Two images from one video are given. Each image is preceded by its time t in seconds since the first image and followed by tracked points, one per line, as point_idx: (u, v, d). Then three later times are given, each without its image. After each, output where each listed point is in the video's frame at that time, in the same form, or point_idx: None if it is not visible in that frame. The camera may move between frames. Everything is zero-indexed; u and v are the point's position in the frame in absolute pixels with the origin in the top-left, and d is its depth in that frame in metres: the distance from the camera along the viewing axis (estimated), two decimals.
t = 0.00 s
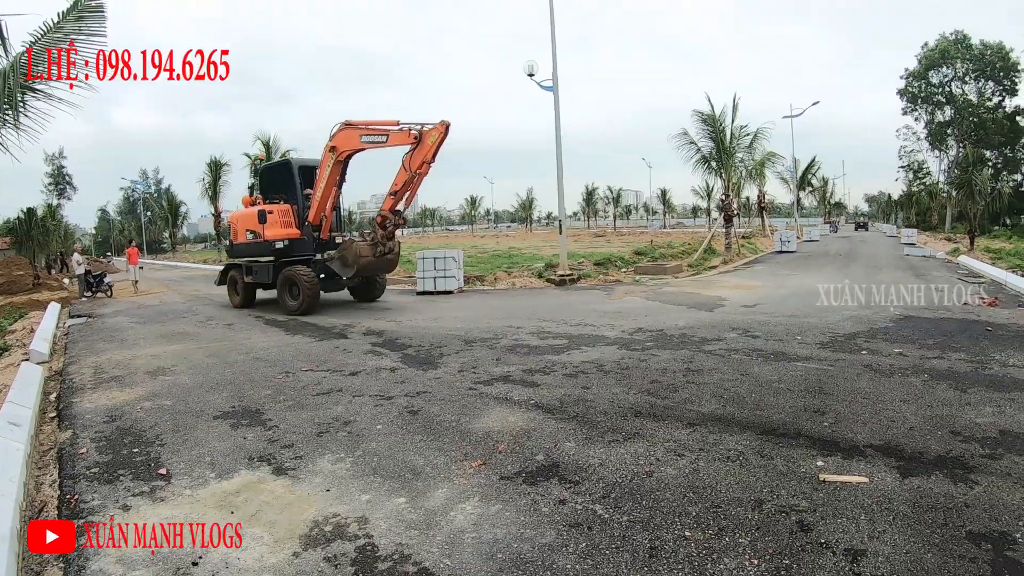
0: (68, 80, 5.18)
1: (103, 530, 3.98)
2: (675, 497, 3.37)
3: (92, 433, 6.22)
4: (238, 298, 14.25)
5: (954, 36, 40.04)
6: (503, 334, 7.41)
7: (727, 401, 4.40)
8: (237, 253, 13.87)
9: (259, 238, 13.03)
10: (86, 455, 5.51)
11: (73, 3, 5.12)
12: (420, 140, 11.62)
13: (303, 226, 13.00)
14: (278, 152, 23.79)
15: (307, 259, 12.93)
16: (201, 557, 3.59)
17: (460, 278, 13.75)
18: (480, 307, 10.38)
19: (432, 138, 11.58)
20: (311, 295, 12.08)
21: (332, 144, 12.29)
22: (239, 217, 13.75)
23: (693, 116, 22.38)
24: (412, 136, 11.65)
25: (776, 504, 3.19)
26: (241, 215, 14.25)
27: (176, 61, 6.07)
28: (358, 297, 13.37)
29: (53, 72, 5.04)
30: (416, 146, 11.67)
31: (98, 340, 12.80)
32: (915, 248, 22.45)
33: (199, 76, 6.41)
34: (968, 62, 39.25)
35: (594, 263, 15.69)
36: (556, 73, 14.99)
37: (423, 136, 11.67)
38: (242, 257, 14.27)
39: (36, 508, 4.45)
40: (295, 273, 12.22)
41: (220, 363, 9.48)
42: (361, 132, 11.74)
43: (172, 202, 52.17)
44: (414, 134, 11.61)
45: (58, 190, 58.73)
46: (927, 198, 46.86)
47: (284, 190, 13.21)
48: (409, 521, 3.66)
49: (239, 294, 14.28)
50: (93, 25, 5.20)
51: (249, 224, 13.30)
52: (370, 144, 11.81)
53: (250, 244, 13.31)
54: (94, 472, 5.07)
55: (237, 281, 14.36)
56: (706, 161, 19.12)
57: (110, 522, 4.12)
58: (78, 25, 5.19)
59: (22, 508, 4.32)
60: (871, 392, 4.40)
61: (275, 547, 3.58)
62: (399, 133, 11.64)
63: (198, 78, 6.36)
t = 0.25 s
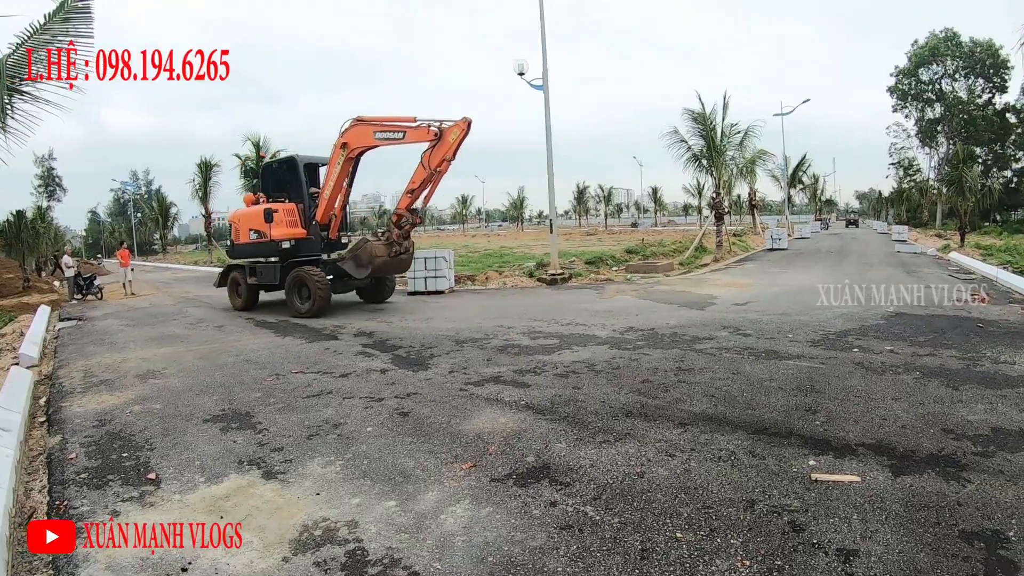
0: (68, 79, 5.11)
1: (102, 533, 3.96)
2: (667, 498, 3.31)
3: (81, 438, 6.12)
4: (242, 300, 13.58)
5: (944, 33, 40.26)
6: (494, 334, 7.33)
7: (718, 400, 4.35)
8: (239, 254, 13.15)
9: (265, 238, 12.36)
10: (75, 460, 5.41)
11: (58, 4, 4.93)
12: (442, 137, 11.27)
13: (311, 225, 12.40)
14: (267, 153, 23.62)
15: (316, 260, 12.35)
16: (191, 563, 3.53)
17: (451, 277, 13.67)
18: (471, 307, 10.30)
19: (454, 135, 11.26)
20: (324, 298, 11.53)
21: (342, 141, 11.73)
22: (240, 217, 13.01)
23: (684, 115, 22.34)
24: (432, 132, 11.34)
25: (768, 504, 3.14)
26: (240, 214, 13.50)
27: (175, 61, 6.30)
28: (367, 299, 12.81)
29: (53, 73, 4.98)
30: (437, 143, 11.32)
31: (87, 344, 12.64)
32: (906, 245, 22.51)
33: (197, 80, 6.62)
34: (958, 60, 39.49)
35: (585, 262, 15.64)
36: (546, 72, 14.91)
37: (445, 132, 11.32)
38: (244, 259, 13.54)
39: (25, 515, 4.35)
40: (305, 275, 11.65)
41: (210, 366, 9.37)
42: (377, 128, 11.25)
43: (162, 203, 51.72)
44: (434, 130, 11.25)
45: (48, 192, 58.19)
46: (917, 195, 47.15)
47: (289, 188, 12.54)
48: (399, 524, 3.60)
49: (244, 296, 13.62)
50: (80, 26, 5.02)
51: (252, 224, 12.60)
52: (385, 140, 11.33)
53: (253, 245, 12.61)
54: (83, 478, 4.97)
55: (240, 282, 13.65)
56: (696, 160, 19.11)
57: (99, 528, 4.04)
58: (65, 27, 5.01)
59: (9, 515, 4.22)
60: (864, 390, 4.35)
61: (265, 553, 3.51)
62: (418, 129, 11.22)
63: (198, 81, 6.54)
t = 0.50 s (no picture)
0: (66, 80, 4.95)
1: (101, 535, 3.97)
2: (658, 504, 3.23)
3: (69, 445, 6.01)
4: (247, 304, 12.96)
5: (936, 31, 40.43)
6: (485, 336, 7.25)
7: (711, 402, 4.27)
8: (243, 256, 12.56)
9: (274, 239, 11.84)
10: (62, 468, 5.31)
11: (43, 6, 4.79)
12: (466, 134, 10.91)
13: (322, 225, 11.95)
14: (258, 154, 23.45)
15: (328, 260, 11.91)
16: (176, 573, 3.45)
17: (443, 278, 13.58)
18: (463, 308, 10.21)
19: (479, 132, 10.87)
20: (342, 300, 11.01)
21: (355, 138, 11.31)
22: (243, 217, 12.41)
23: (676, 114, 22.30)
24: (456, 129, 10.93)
25: (760, 509, 3.07)
26: (241, 214, 12.87)
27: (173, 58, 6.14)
28: (380, 303, 12.29)
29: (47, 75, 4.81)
30: (460, 140, 10.96)
31: (77, 348, 12.48)
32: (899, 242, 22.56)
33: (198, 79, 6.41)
34: (949, 57, 39.65)
35: (578, 262, 15.58)
36: (536, 72, 14.84)
37: (469, 130, 10.95)
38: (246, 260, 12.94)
39: (10, 524, 4.26)
40: (322, 278, 11.14)
41: (200, 370, 9.25)
42: (396, 124, 10.88)
43: (153, 205, 51.31)
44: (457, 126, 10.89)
45: (39, 195, 57.73)
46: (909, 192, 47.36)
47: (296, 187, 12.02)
48: (387, 532, 3.52)
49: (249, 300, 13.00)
50: (66, 29, 4.86)
51: (259, 224, 12.05)
52: (404, 137, 10.95)
53: (260, 246, 12.08)
54: (70, 486, 4.87)
55: (243, 284, 13.03)
56: (689, 158, 19.09)
57: (86, 538, 3.95)
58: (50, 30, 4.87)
59: None
60: (857, 391, 4.29)
61: (251, 562, 3.42)
62: (440, 126, 10.86)
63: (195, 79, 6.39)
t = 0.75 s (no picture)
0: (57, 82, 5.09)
1: (101, 535, 3.98)
2: (643, 517, 3.11)
3: (52, 453, 5.86)
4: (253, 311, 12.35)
5: (931, 32, 40.52)
6: (475, 340, 7.10)
7: (701, 410, 4.13)
8: (248, 259, 11.99)
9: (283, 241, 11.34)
10: (44, 477, 5.17)
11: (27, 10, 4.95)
12: (489, 134, 10.60)
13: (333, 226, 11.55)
14: (252, 157, 23.30)
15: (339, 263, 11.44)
16: None
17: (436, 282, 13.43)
18: (455, 312, 10.07)
19: (503, 132, 10.55)
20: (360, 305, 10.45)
21: (370, 136, 10.97)
22: (249, 217, 11.88)
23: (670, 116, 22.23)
24: (478, 129, 10.61)
25: (749, 523, 2.95)
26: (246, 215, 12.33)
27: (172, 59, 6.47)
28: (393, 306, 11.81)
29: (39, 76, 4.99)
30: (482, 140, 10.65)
31: (66, 353, 12.31)
32: (895, 243, 22.50)
33: (198, 79, 6.71)
34: (945, 58, 39.70)
35: (572, 264, 15.46)
36: (529, 73, 14.73)
37: (493, 129, 10.61)
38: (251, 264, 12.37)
39: None
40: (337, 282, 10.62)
41: (188, 375, 9.10)
42: (413, 122, 10.54)
43: (148, 207, 51.06)
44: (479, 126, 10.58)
45: (34, 198, 57.46)
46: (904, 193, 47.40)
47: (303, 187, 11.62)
48: (365, 546, 3.39)
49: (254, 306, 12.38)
50: (49, 33, 5.02)
51: (266, 225, 11.54)
52: (422, 136, 10.62)
53: (268, 248, 11.57)
54: (51, 496, 4.73)
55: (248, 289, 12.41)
56: (683, 160, 19.00)
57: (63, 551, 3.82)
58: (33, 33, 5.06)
59: None
60: (851, 398, 4.16)
61: None
62: (462, 125, 10.53)
63: (196, 80, 6.69)
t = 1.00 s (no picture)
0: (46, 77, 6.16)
1: (101, 536, 3.91)
2: (613, 539, 2.87)
3: (20, 462, 5.63)
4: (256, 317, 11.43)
5: (926, 35, 40.52)
6: (457, 347, 6.84)
7: (684, 421, 3.90)
8: (251, 263, 11.14)
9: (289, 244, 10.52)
10: (8, 487, 4.95)
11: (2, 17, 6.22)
12: (514, 135, 9.94)
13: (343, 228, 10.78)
14: (244, 161, 23.09)
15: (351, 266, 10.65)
16: None
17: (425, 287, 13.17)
18: (442, 318, 9.81)
19: (529, 133, 9.89)
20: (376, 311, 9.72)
21: (384, 135, 10.29)
22: (252, 219, 11.03)
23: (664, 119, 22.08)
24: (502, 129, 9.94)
25: (726, 546, 2.71)
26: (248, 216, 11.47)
27: (173, 60, 7.45)
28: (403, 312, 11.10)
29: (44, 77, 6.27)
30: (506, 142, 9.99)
31: (49, 359, 12.06)
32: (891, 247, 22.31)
33: (199, 78, 7.57)
34: (940, 62, 39.69)
35: (564, 269, 15.23)
36: (519, 76, 14.54)
37: (518, 130, 9.94)
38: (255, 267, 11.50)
39: None
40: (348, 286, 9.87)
41: (168, 382, 8.85)
42: (432, 122, 9.90)
43: (143, 211, 50.83)
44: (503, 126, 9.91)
45: (29, 202, 57.18)
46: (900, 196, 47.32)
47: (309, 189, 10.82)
48: (321, 565, 3.16)
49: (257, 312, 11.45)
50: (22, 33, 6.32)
51: (271, 227, 10.70)
52: (440, 136, 9.98)
53: (274, 252, 10.73)
54: (12, 506, 4.51)
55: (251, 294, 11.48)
56: (677, 163, 18.82)
57: (19, 564, 3.61)
58: (13, 33, 6.29)
59: None
60: (842, 409, 3.93)
61: None
62: (484, 125, 9.87)
63: (196, 78, 7.55)
